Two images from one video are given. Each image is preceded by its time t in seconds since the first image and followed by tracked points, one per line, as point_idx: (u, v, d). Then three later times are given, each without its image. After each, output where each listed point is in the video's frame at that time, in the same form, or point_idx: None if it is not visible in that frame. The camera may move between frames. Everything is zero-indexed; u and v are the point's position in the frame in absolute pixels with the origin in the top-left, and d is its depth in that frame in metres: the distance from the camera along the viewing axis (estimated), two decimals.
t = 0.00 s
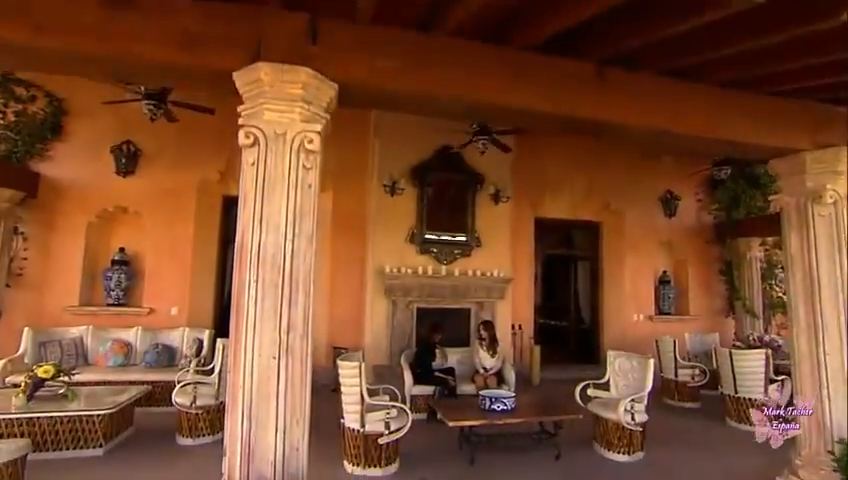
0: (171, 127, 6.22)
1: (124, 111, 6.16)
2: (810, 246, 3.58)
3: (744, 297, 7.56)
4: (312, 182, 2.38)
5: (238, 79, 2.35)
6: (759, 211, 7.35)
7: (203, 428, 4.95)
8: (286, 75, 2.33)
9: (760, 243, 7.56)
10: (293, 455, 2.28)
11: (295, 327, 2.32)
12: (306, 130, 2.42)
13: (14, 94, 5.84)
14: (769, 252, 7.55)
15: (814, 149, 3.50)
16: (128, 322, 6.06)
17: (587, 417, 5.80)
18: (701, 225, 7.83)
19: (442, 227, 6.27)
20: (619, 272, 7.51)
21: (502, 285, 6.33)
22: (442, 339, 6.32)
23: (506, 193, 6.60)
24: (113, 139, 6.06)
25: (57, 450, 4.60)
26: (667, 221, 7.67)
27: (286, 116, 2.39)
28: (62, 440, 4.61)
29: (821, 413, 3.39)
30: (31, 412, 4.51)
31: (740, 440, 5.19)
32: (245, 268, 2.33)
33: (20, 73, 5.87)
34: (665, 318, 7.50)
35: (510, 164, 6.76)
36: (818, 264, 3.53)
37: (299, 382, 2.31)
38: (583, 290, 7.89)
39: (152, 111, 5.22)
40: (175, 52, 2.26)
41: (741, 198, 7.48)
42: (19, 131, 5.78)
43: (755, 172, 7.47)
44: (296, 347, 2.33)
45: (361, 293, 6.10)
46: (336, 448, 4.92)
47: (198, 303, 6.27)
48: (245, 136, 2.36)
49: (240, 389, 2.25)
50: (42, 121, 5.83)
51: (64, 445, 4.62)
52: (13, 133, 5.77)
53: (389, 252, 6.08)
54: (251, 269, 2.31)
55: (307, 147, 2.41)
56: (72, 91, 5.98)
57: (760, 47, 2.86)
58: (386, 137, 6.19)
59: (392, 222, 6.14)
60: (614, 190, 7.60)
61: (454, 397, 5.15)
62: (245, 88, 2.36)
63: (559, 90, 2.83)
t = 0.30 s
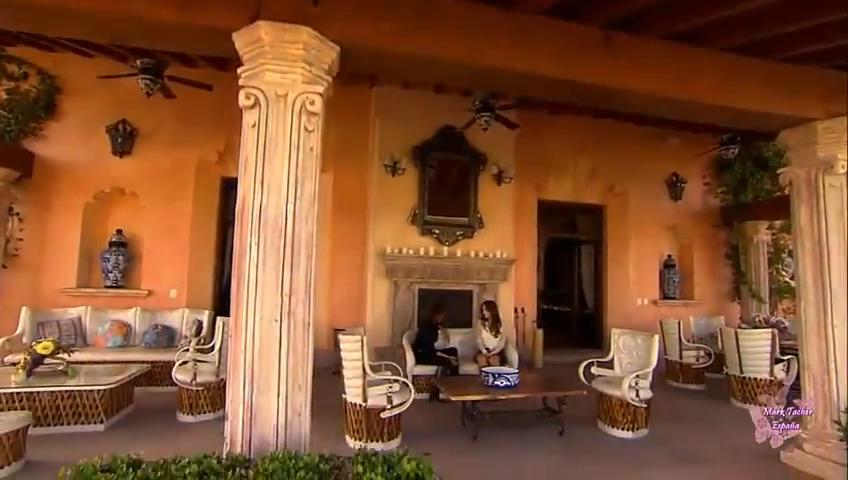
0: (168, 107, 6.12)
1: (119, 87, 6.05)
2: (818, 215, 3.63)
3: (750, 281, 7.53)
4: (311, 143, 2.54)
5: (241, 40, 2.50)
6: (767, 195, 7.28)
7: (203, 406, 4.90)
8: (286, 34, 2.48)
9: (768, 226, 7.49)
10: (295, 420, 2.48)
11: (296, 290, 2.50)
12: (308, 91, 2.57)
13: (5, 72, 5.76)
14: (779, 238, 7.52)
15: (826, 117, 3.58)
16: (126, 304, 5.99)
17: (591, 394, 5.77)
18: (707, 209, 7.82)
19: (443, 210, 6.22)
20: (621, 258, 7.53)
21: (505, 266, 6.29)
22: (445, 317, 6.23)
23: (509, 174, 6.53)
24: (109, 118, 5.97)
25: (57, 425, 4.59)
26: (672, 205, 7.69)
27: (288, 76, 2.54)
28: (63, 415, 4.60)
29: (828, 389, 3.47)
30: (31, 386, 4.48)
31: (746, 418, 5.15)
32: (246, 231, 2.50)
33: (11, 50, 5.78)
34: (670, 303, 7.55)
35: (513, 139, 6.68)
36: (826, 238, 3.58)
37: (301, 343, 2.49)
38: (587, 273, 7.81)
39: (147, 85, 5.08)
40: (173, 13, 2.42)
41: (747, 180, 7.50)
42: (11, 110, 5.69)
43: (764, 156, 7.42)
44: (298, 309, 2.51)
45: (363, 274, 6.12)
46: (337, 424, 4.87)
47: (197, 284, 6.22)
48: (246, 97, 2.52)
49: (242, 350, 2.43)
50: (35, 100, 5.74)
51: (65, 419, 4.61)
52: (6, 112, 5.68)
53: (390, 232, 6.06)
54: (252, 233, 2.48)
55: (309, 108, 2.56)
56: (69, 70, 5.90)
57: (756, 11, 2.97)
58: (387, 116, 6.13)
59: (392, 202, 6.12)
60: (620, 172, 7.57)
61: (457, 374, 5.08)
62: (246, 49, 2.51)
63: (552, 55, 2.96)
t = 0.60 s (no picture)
0: (165, 89, 6.07)
1: (115, 71, 5.98)
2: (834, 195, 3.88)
3: (756, 269, 7.56)
4: (311, 112, 2.63)
5: (241, 10, 2.63)
6: (772, 181, 7.36)
7: (203, 389, 4.85)
8: (286, 3, 2.59)
9: (773, 214, 7.53)
10: (296, 393, 2.60)
11: (296, 263, 2.60)
12: (308, 62, 2.66)
13: None
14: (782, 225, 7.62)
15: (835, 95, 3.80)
16: (123, 291, 5.93)
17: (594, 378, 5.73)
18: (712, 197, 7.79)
19: (445, 198, 6.27)
20: (623, 249, 7.51)
21: (507, 252, 6.35)
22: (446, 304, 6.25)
23: (511, 159, 6.57)
24: (106, 103, 5.91)
25: (57, 407, 4.56)
26: (676, 191, 7.67)
27: (288, 46, 2.64)
28: (62, 396, 4.57)
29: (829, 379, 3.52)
30: (31, 366, 4.47)
31: (750, 402, 5.10)
32: (246, 201, 2.59)
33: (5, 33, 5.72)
34: (674, 291, 7.54)
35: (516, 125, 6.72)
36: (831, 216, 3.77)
37: (300, 315, 2.60)
38: (589, 263, 7.88)
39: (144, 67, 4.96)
40: None
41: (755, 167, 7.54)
42: (6, 94, 5.63)
43: (770, 142, 7.51)
44: (297, 281, 2.61)
45: (364, 259, 6.09)
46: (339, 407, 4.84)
47: (195, 271, 6.16)
48: (245, 67, 2.61)
49: (242, 319, 2.54)
50: (30, 83, 5.68)
51: (65, 401, 4.58)
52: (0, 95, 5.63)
53: (390, 219, 6.09)
54: (252, 203, 2.58)
55: (309, 78, 2.66)
56: (65, 54, 5.84)
57: None
58: (388, 99, 6.13)
59: (392, 186, 6.14)
60: (623, 160, 7.54)
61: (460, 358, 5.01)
62: (246, 19, 2.63)
63: (552, 27, 3.16)
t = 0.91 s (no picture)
0: (160, 71, 5.99)
1: (108, 52, 5.89)
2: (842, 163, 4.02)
3: (760, 256, 7.57)
4: (307, 81, 2.74)
5: None
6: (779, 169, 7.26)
7: (201, 372, 4.80)
8: None
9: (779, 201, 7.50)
10: (293, 364, 2.71)
11: (293, 232, 2.72)
12: (305, 29, 2.76)
13: None
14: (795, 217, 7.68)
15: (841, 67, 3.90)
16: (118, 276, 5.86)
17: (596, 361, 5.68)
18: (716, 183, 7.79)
19: (444, 185, 6.29)
20: (627, 236, 7.51)
21: (506, 238, 6.38)
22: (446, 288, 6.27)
23: (512, 142, 6.56)
24: (98, 85, 5.83)
25: (52, 388, 4.49)
26: (679, 177, 7.65)
27: (284, 16, 2.75)
28: (58, 378, 4.49)
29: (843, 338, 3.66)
30: (26, 347, 4.39)
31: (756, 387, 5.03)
32: (244, 170, 2.71)
33: None
34: (677, 279, 7.55)
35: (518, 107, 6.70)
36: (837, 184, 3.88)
37: (298, 283, 2.72)
38: (591, 251, 7.99)
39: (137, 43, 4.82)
40: None
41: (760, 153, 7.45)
42: None
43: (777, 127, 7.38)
44: (295, 252, 2.73)
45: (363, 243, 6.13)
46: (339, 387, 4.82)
47: (190, 257, 6.11)
48: (242, 36, 2.71)
49: (239, 288, 2.66)
50: (19, 64, 5.57)
51: (60, 383, 4.51)
52: None
53: (389, 205, 6.11)
54: (249, 172, 2.69)
55: (306, 47, 2.76)
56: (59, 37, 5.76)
57: None
58: (388, 82, 6.13)
59: (392, 170, 6.16)
60: (625, 145, 7.52)
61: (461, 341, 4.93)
62: None
63: None
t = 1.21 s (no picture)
0: (152, 54, 5.94)
1: (98, 34, 5.82)
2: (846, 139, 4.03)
3: (763, 245, 7.59)
4: (300, 54, 2.80)
5: None
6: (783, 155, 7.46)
7: (194, 357, 4.75)
8: None
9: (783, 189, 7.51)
10: (287, 341, 2.76)
11: (286, 206, 2.77)
12: (298, 1, 2.83)
13: None
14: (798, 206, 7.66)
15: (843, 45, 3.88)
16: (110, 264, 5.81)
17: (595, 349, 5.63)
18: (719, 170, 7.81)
19: (443, 171, 6.28)
20: (630, 225, 7.47)
21: (506, 226, 6.40)
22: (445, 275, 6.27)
23: (512, 128, 6.60)
24: (88, 68, 5.76)
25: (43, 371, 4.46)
26: (682, 165, 7.66)
27: None
28: (50, 361, 4.44)
29: None
30: (16, 331, 4.27)
31: (759, 374, 4.98)
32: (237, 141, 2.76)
33: None
34: (678, 269, 7.55)
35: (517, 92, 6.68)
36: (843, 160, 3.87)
37: (290, 257, 2.77)
38: (592, 243, 7.85)
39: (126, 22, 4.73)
40: None
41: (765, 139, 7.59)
42: None
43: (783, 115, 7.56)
44: (289, 227, 2.78)
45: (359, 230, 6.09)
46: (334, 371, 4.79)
47: (184, 244, 6.09)
48: (235, 8, 2.77)
49: (232, 261, 2.71)
50: (5, 46, 5.47)
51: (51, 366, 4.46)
52: None
53: (388, 193, 6.08)
54: (242, 144, 2.74)
55: (299, 20, 2.83)
56: (47, 19, 5.67)
57: None
58: (386, 67, 6.07)
59: (390, 155, 6.11)
60: (626, 132, 7.49)
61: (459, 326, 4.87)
62: None
63: None
